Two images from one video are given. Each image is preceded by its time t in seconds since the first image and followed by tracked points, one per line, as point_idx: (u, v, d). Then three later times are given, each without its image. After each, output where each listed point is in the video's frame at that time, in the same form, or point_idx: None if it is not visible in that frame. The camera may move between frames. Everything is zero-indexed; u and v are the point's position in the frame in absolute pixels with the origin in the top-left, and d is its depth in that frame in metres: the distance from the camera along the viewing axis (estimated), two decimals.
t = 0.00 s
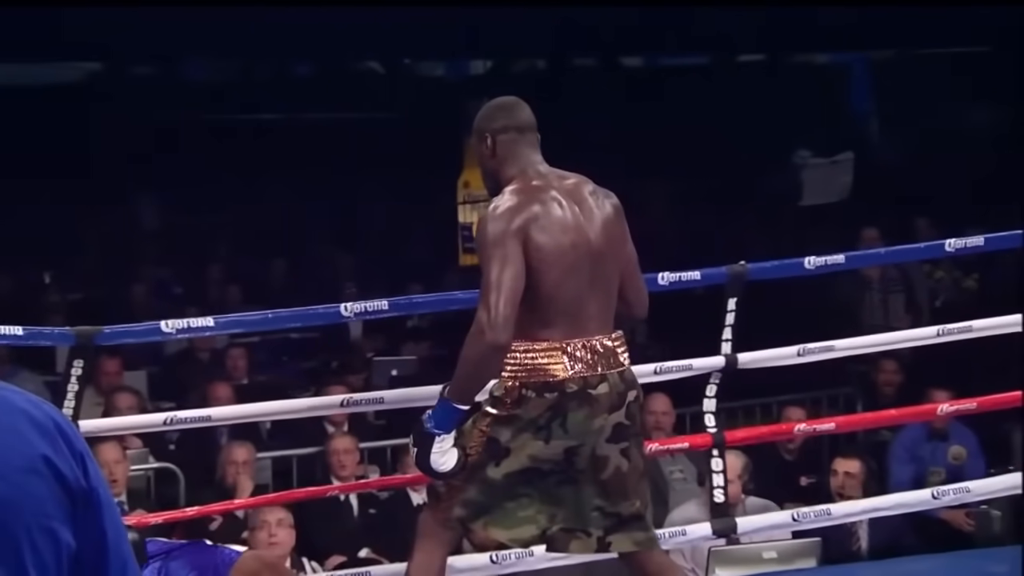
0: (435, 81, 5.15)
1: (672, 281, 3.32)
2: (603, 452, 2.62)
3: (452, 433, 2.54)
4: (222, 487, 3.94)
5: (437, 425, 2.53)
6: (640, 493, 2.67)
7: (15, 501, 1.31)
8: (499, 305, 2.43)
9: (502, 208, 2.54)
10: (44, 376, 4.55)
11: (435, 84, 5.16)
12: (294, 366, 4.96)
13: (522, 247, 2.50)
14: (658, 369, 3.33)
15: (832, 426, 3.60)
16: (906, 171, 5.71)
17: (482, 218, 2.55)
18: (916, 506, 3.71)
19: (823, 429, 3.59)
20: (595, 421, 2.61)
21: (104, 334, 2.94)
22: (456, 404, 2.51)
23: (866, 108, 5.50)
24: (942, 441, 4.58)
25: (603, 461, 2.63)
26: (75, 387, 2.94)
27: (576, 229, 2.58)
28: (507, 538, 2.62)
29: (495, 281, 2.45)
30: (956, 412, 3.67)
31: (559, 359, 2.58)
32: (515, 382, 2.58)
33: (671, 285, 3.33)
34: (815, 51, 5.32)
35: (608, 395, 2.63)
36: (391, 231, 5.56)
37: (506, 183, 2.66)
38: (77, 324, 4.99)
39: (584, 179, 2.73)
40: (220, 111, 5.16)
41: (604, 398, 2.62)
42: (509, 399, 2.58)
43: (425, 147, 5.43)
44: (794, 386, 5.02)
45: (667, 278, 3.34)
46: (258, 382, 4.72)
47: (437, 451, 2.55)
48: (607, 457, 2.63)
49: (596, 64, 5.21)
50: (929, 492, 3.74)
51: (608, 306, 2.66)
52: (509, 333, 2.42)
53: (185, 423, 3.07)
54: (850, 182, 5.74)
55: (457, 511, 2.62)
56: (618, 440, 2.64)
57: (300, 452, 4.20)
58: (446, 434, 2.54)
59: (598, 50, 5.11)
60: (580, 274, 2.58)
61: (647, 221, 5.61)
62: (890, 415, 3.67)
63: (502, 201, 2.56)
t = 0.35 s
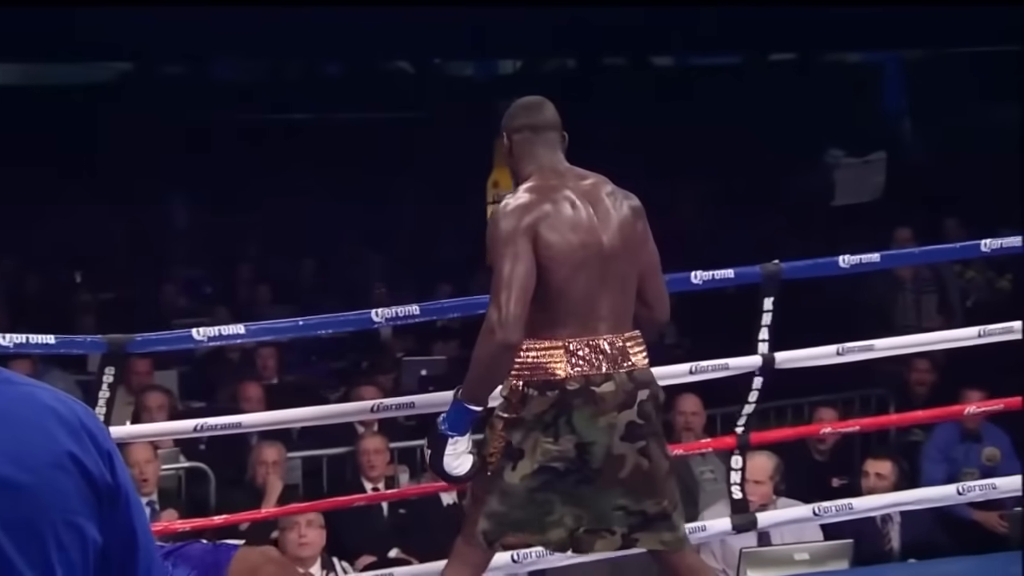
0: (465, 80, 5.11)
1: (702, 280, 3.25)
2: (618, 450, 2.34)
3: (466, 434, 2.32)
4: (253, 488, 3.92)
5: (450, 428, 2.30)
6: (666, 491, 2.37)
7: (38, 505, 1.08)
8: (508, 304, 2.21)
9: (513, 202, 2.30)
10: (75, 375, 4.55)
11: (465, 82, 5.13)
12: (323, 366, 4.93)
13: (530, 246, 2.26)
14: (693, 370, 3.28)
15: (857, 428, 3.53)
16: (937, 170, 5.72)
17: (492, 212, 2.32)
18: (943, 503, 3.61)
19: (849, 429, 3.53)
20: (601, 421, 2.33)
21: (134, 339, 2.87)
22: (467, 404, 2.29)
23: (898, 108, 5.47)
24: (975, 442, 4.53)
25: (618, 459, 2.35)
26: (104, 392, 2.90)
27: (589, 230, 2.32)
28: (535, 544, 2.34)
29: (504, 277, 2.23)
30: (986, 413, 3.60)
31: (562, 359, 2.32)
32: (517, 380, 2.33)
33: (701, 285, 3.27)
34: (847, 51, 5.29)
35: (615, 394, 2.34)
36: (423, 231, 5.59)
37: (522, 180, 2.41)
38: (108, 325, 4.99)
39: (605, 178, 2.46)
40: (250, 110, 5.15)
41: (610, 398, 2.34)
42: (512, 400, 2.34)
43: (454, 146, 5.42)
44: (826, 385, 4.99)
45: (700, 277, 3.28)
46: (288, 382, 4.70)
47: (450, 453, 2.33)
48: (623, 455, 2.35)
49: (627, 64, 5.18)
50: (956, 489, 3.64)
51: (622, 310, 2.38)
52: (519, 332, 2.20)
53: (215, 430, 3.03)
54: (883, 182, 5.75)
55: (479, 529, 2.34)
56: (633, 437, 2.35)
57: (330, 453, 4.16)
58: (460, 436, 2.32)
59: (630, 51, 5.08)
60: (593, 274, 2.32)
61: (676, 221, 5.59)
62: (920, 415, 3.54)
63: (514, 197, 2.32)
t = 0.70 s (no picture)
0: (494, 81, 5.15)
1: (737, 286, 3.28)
2: (626, 456, 2.73)
3: (480, 440, 2.75)
4: (280, 487, 3.90)
5: (463, 433, 2.74)
6: (682, 494, 2.78)
7: (72, 492, 1.50)
8: (513, 305, 2.63)
9: (516, 204, 2.72)
10: (102, 373, 4.55)
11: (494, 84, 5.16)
12: (350, 366, 4.93)
13: (530, 245, 2.68)
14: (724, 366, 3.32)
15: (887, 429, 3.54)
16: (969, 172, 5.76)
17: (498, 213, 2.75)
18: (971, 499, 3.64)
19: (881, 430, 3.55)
20: (604, 424, 2.72)
21: (166, 329, 3.03)
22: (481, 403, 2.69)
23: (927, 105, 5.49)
24: (1005, 444, 4.55)
25: (628, 465, 2.74)
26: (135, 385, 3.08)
27: (593, 233, 2.74)
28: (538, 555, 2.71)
29: (510, 277, 2.64)
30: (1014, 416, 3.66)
31: (569, 358, 2.72)
32: (528, 378, 2.73)
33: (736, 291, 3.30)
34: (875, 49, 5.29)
35: (619, 395, 2.73)
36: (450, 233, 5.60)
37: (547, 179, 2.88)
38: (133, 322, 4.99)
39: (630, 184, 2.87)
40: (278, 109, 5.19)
41: (611, 398, 2.73)
42: (523, 396, 2.73)
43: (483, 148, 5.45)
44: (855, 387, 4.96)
45: (734, 284, 3.31)
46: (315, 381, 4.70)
47: (465, 460, 2.76)
48: (631, 461, 2.74)
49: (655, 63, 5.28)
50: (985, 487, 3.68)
51: (632, 309, 2.78)
52: (522, 327, 2.62)
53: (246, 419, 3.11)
54: (913, 182, 5.71)
55: (495, 537, 2.68)
56: (637, 442, 2.74)
57: (358, 452, 4.15)
58: (473, 442, 2.75)
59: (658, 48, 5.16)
60: (596, 273, 2.73)
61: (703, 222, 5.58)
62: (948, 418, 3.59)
63: (518, 200, 2.74)
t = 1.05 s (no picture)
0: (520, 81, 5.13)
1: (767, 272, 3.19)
2: (647, 452, 2.50)
3: (498, 441, 2.50)
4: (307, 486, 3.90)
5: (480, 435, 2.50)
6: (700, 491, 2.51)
7: (93, 489, 1.50)
8: (516, 300, 2.43)
9: (528, 200, 2.51)
10: (131, 372, 4.57)
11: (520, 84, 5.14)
12: (377, 364, 4.94)
13: (536, 241, 2.46)
14: (749, 352, 3.22)
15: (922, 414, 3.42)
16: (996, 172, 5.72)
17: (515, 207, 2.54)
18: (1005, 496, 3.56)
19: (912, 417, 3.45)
20: (622, 420, 2.49)
21: (196, 308, 2.88)
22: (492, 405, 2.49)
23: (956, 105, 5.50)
24: None
25: (649, 459, 2.50)
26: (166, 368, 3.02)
27: (611, 227, 2.50)
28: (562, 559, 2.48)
29: (512, 273, 2.43)
30: None
31: (587, 353, 2.50)
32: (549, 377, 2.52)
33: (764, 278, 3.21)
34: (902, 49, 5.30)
35: (637, 391, 2.50)
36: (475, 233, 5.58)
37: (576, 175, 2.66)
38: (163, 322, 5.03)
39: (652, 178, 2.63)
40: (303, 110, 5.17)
41: (629, 395, 2.49)
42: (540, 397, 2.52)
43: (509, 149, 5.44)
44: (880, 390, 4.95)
45: (762, 272, 3.22)
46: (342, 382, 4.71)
47: (484, 463, 2.49)
48: (651, 457, 2.50)
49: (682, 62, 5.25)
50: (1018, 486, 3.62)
51: (654, 305, 2.54)
52: (527, 320, 2.42)
53: (277, 399, 3.03)
54: (944, 182, 5.68)
55: (507, 534, 2.48)
56: (657, 438, 2.50)
57: (385, 452, 4.13)
58: (491, 443, 2.49)
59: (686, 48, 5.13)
60: (614, 270, 2.50)
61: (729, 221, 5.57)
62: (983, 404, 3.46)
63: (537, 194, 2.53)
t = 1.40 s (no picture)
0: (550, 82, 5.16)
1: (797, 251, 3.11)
2: (668, 447, 2.49)
3: (516, 433, 2.52)
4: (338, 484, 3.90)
5: (499, 427, 2.52)
6: (719, 486, 2.51)
7: (114, 488, 1.50)
8: (531, 290, 2.46)
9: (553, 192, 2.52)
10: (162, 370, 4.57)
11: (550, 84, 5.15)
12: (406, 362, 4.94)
13: (555, 233, 2.48)
14: (779, 338, 3.16)
15: (959, 417, 3.40)
16: None
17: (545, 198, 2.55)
18: None
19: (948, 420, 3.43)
20: (640, 415, 2.48)
21: (227, 290, 2.89)
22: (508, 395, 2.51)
23: (989, 105, 5.41)
24: None
25: (671, 455, 2.49)
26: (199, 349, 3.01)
27: (631, 220, 2.49)
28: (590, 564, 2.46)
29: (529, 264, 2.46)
30: None
31: (605, 348, 2.49)
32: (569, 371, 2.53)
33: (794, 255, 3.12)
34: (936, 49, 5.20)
35: (654, 387, 2.48)
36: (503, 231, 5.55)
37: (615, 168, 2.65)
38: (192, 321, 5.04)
39: (686, 174, 2.60)
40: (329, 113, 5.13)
41: (647, 391, 2.48)
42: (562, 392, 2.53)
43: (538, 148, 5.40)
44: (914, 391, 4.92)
45: (794, 248, 3.12)
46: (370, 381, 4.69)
47: (503, 456, 2.52)
48: (673, 452, 2.49)
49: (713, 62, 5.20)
50: None
51: (675, 302, 2.52)
52: (538, 308, 2.46)
53: (306, 380, 3.00)
54: (977, 183, 5.65)
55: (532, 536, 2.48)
56: (679, 432, 2.49)
57: (415, 452, 4.11)
58: (509, 436, 2.52)
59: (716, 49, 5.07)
60: (632, 265, 2.48)
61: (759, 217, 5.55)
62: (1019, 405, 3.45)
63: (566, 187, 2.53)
